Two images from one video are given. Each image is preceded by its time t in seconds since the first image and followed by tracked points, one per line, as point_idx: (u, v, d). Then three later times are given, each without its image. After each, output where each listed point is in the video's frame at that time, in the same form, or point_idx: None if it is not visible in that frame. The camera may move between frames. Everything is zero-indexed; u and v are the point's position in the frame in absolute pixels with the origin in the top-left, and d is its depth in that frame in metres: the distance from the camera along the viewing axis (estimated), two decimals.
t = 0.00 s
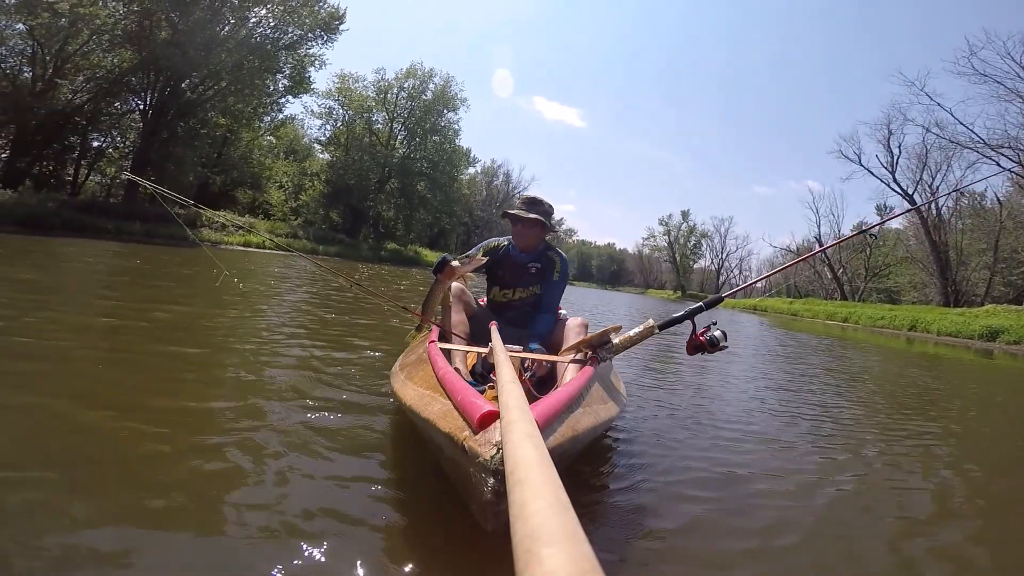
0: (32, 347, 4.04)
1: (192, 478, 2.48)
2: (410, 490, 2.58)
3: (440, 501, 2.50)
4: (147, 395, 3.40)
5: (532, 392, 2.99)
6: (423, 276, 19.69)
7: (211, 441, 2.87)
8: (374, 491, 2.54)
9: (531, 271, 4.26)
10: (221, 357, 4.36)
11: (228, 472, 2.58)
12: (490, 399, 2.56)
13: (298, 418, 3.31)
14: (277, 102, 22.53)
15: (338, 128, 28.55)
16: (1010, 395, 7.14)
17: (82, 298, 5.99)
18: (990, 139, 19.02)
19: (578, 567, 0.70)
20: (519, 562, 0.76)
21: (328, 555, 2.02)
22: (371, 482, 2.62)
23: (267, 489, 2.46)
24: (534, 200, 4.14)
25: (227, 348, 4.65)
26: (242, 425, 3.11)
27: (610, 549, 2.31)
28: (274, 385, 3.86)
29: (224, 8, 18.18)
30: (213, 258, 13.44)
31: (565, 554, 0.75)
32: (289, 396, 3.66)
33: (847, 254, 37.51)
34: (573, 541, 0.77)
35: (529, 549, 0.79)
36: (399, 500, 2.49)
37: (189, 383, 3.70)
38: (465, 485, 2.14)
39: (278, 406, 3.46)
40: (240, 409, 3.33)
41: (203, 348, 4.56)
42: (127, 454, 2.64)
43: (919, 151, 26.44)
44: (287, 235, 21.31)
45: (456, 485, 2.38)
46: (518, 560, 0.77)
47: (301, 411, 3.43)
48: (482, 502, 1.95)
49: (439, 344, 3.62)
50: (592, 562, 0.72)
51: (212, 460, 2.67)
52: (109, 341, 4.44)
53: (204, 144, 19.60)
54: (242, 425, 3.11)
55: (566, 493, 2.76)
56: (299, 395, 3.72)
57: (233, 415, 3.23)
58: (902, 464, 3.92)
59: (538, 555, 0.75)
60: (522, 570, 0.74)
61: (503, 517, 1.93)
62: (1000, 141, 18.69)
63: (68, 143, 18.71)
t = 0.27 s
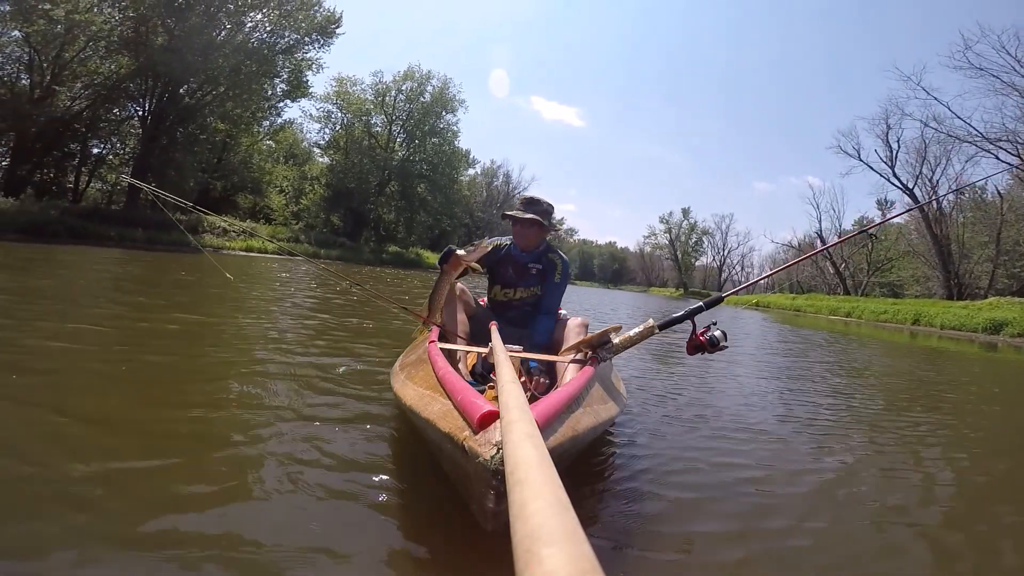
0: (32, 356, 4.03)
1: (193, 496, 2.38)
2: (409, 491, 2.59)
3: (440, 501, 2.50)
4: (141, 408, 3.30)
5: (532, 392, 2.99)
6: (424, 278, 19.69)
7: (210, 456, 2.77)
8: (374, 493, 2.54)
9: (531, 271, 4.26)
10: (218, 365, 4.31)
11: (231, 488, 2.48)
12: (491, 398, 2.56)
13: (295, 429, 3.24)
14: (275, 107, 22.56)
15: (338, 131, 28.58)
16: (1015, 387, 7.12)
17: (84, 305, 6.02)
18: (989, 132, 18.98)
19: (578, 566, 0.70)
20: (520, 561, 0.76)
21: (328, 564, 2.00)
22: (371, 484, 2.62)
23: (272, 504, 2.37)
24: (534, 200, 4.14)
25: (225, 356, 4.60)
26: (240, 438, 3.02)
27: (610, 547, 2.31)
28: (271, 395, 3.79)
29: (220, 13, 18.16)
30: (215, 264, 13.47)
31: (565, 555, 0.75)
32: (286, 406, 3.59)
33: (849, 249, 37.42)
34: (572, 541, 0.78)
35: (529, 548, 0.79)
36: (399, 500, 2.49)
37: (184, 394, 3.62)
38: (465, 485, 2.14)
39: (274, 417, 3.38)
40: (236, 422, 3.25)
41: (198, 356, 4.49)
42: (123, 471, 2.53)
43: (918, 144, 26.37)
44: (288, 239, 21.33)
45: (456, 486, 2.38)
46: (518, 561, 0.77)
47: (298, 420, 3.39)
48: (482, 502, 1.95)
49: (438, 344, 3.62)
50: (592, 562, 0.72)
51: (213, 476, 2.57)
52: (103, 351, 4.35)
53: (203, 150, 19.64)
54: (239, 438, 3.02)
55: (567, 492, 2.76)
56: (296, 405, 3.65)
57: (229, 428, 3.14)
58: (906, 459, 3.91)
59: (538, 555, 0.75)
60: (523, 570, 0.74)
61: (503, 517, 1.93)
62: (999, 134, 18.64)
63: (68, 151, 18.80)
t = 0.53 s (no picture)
0: (27, 366, 3.99)
1: (186, 517, 2.26)
2: (410, 492, 2.59)
3: (440, 502, 2.49)
4: (128, 423, 3.17)
5: (532, 391, 2.99)
6: (426, 280, 19.70)
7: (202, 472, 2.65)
8: (373, 496, 2.53)
9: (532, 271, 4.25)
10: (211, 373, 4.23)
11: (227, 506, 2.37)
12: (490, 398, 2.56)
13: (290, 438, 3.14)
14: (274, 112, 22.61)
15: (337, 135, 28.63)
16: (1019, 380, 7.09)
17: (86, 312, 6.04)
18: (987, 125, 18.96)
19: (578, 567, 0.70)
20: (519, 561, 0.76)
21: (326, 573, 1.96)
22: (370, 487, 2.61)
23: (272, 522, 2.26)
24: (535, 200, 4.17)
25: (219, 363, 4.52)
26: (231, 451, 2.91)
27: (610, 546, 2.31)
28: (263, 403, 3.70)
29: (215, 18, 18.17)
30: (217, 269, 13.49)
31: (565, 554, 0.75)
32: (279, 416, 3.49)
33: (851, 244, 37.37)
34: (572, 541, 0.77)
35: (529, 548, 0.79)
36: (400, 502, 2.48)
37: (173, 405, 3.51)
38: (465, 485, 2.14)
39: (266, 427, 3.28)
40: (227, 434, 3.14)
41: (190, 364, 4.40)
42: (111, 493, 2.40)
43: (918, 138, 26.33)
44: (290, 244, 21.36)
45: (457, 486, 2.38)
46: (517, 561, 0.76)
47: (292, 428, 3.31)
48: (482, 503, 1.95)
49: (438, 345, 3.62)
50: (593, 562, 0.71)
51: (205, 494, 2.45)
52: (91, 362, 4.23)
53: (203, 156, 19.68)
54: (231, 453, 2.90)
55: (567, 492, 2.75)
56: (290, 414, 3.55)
57: (220, 441, 3.02)
58: (909, 453, 3.90)
59: (538, 555, 0.75)
60: (522, 570, 0.73)
61: (504, 517, 1.92)
62: (998, 126, 18.62)
63: (69, 158, 18.90)
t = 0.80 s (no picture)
0: (27, 363, 3.98)
1: (181, 537, 2.11)
2: (410, 492, 2.60)
3: (441, 501, 2.51)
4: (115, 428, 3.02)
5: (532, 392, 3.00)
6: (429, 279, 19.71)
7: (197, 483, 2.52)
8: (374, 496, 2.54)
9: (534, 271, 4.24)
10: (206, 374, 4.13)
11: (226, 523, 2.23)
12: (490, 398, 2.57)
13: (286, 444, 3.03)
14: (278, 111, 22.64)
15: (341, 134, 28.66)
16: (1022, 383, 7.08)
17: (92, 310, 6.06)
18: (992, 127, 18.89)
19: (577, 566, 0.71)
20: (520, 562, 0.77)
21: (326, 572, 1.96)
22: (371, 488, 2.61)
23: (272, 536, 2.16)
24: (536, 199, 4.19)
25: (213, 364, 4.42)
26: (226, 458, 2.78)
27: (610, 545, 2.33)
28: (257, 405, 3.59)
29: (220, 18, 18.21)
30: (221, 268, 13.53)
31: (564, 554, 0.75)
32: (274, 419, 3.38)
33: (855, 246, 37.27)
34: (572, 541, 0.78)
35: (529, 548, 0.80)
36: (400, 502, 2.49)
37: (164, 408, 3.37)
38: (466, 485, 2.15)
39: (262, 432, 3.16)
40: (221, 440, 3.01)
41: (184, 365, 4.29)
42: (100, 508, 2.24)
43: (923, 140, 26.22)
44: (293, 243, 21.38)
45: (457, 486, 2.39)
46: (518, 560, 0.77)
47: (289, 430, 3.22)
48: (482, 502, 1.96)
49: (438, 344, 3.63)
50: (592, 562, 0.72)
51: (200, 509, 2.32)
52: (80, 363, 4.09)
53: (208, 154, 19.72)
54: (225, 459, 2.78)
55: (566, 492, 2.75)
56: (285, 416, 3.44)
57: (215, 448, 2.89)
58: (910, 456, 3.89)
59: (537, 556, 0.76)
60: (523, 570, 0.74)
61: (504, 517, 1.95)
62: (1003, 129, 18.55)
63: (75, 156, 18.98)
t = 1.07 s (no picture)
0: (32, 360, 4.00)
1: (178, 556, 1.99)
2: (409, 492, 2.60)
3: (441, 501, 2.52)
4: (101, 437, 2.88)
5: (531, 392, 3.01)
6: (432, 279, 19.73)
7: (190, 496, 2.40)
8: (374, 497, 2.53)
9: (533, 269, 4.25)
10: (199, 375, 4.04)
11: (226, 539, 2.11)
12: (490, 398, 2.58)
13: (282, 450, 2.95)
14: (284, 110, 22.72)
15: (345, 134, 28.73)
16: None
17: (97, 308, 6.09)
18: (997, 129, 18.84)
19: (577, 566, 0.71)
20: (519, 561, 0.78)
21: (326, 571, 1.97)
22: (371, 488, 2.61)
23: (273, 534, 2.17)
24: (541, 198, 4.19)
25: (208, 364, 4.34)
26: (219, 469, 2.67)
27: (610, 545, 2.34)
28: (250, 409, 3.50)
29: (227, 17, 18.26)
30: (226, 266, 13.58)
31: (564, 554, 0.76)
32: (268, 424, 3.28)
33: (859, 248, 37.18)
34: (572, 541, 0.79)
35: (529, 548, 0.80)
36: (399, 503, 2.49)
37: (153, 414, 3.25)
38: (466, 484, 2.16)
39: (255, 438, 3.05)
40: (213, 448, 2.89)
41: (175, 366, 4.19)
42: (89, 526, 2.11)
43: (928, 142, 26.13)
44: (297, 242, 21.43)
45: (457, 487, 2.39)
46: (518, 561, 0.78)
47: (284, 435, 3.14)
48: (482, 502, 1.97)
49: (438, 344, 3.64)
50: (592, 562, 0.73)
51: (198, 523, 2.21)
52: (68, 365, 3.97)
53: (213, 153, 19.80)
54: (219, 469, 2.67)
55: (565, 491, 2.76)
56: (279, 421, 3.35)
57: (207, 457, 2.78)
58: (910, 459, 3.88)
59: (537, 556, 0.77)
60: (523, 570, 0.75)
61: (505, 517, 1.95)
62: (1008, 131, 18.49)
63: (82, 154, 19.09)
